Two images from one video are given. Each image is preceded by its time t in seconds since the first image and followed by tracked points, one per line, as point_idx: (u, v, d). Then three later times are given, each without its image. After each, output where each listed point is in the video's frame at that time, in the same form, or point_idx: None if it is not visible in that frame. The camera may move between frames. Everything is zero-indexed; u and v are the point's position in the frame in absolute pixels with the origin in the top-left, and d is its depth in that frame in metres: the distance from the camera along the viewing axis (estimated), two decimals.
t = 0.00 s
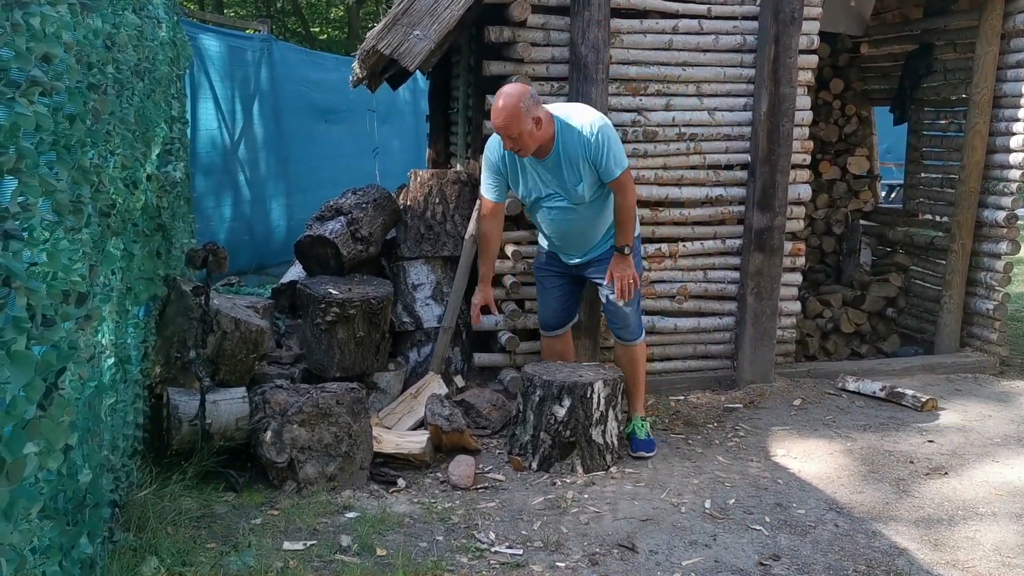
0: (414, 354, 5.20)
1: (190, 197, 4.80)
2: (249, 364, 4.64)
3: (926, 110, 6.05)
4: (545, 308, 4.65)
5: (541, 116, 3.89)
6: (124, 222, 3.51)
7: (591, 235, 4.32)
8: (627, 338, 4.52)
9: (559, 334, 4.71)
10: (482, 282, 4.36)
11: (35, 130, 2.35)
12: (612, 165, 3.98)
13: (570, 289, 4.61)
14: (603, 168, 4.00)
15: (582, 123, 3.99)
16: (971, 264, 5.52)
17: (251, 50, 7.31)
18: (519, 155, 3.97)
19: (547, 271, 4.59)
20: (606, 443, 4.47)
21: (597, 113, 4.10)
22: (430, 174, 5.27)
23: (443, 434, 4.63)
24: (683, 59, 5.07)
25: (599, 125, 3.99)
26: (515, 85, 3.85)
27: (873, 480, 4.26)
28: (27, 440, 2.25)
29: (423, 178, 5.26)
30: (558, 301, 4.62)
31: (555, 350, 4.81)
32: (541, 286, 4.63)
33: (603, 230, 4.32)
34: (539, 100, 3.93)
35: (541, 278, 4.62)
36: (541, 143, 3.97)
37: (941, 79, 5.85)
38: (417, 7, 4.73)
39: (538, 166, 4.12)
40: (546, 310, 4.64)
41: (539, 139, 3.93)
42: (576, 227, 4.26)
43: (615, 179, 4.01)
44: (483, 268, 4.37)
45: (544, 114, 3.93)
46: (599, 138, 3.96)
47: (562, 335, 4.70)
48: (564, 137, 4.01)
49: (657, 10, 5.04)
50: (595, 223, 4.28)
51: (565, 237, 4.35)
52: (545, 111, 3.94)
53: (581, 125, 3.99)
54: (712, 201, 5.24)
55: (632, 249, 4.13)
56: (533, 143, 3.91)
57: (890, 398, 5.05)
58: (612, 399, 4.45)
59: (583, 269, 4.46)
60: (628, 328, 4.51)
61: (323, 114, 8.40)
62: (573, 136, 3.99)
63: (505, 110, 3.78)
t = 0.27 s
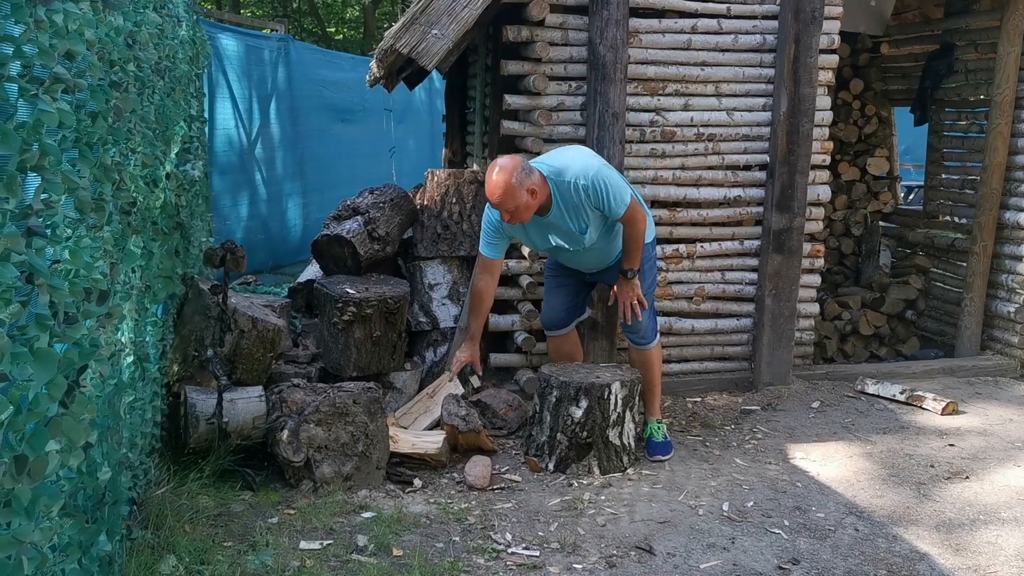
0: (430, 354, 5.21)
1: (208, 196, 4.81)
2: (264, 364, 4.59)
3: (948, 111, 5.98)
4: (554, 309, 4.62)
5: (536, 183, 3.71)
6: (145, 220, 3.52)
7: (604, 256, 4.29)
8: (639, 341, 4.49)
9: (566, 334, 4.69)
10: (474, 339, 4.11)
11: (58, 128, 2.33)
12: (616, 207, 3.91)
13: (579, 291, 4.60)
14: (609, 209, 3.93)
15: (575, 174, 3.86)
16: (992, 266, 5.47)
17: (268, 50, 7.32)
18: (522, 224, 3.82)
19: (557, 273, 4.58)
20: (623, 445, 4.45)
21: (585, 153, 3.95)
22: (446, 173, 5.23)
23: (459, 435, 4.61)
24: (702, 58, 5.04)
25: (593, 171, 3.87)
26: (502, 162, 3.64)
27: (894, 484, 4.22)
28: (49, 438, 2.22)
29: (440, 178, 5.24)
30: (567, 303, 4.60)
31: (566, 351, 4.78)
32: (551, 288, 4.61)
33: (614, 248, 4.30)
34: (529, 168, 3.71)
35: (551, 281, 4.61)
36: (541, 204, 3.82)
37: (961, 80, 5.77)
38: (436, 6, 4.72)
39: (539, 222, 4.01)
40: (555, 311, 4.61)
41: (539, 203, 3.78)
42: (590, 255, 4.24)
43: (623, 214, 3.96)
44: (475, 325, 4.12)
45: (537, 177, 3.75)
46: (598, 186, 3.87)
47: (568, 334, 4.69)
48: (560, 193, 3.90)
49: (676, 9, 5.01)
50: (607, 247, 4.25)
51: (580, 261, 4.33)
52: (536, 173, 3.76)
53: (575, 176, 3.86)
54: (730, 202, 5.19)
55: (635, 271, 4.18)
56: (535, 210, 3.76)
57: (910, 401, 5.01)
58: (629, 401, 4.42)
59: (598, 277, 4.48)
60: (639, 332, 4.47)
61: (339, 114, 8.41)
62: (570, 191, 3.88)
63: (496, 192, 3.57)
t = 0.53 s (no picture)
0: (440, 356, 5.17)
1: (219, 196, 4.80)
2: (275, 365, 4.61)
3: (960, 114, 5.95)
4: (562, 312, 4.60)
5: (540, 223, 3.67)
6: (156, 221, 3.51)
7: (618, 268, 4.27)
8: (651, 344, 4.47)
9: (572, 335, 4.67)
10: (472, 371, 4.09)
11: (69, 127, 2.31)
12: (626, 227, 3.88)
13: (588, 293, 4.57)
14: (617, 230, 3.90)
15: (577, 206, 3.83)
16: (1005, 270, 5.44)
17: (279, 51, 7.32)
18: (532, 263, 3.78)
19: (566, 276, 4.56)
20: (633, 448, 4.43)
21: (582, 181, 3.92)
22: (456, 175, 5.27)
23: (469, 437, 4.60)
24: (714, 60, 5.02)
25: (594, 199, 3.84)
26: (503, 209, 3.58)
27: (906, 490, 4.18)
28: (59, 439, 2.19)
29: (450, 180, 5.27)
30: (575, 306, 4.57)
31: (574, 353, 4.75)
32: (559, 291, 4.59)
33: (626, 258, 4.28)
34: (533, 211, 3.67)
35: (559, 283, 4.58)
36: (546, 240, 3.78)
37: (975, 83, 5.76)
38: (447, 7, 4.70)
39: (548, 255, 3.98)
40: (562, 313, 4.59)
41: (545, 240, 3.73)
42: (606, 271, 4.21)
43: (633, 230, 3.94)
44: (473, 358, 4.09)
45: (539, 217, 3.70)
46: (603, 212, 3.84)
47: (574, 335, 4.66)
48: (567, 226, 3.87)
49: (688, 11, 4.99)
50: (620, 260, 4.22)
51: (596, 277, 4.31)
52: (538, 213, 3.71)
53: (578, 208, 3.83)
54: (741, 205, 5.18)
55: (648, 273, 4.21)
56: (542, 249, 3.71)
57: (923, 406, 4.97)
58: (639, 404, 4.40)
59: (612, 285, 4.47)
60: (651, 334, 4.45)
61: (349, 115, 8.42)
62: (576, 223, 3.85)
63: (505, 245, 3.53)
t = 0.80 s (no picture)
0: (445, 359, 5.17)
1: (225, 197, 4.79)
2: (280, 367, 4.57)
3: (970, 119, 5.90)
4: (567, 316, 4.58)
5: (551, 227, 3.64)
6: (161, 222, 3.49)
7: (626, 273, 4.25)
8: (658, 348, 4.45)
9: (578, 339, 4.64)
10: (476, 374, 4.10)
11: (75, 127, 2.27)
12: (636, 233, 3.86)
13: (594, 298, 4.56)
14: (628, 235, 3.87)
15: (587, 211, 3.81)
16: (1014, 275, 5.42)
17: (286, 52, 7.31)
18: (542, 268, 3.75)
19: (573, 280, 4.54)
20: (639, 452, 4.41)
21: (593, 187, 3.89)
22: (463, 176, 5.26)
23: (474, 433, 4.57)
24: (722, 63, 5.00)
25: (604, 205, 3.81)
26: (514, 214, 3.55)
27: (915, 496, 4.16)
28: (62, 443, 2.15)
29: (457, 182, 5.27)
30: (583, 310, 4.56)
31: (580, 357, 4.73)
32: (565, 295, 4.57)
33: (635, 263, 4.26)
34: (543, 215, 3.64)
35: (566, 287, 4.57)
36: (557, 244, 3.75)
37: (984, 87, 5.75)
38: (454, 9, 4.68)
39: (556, 259, 3.96)
40: (568, 317, 4.57)
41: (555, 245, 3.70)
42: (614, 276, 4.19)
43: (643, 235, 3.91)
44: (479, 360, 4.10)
45: (550, 222, 3.67)
46: (614, 218, 3.81)
47: (580, 339, 4.63)
48: (576, 231, 3.84)
49: (696, 14, 4.97)
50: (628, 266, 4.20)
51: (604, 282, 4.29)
52: (549, 218, 3.68)
53: (588, 213, 3.81)
54: (749, 208, 5.16)
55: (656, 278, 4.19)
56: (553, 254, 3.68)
57: (930, 411, 4.94)
58: (646, 408, 4.38)
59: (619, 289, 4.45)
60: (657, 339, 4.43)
61: (355, 116, 8.40)
62: (586, 229, 3.82)
63: (516, 249, 3.51)
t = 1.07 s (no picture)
0: (451, 360, 5.16)
1: (232, 197, 4.78)
2: (286, 368, 4.58)
3: (977, 122, 5.95)
4: (576, 318, 4.57)
5: (564, 225, 3.63)
6: (170, 221, 3.48)
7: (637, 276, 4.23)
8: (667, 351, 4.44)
9: (587, 341, 4.63)
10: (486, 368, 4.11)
11: (87, 125, 2.27)
12: (647, 234, 3.86)
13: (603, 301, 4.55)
14: (640, 236, 3.86)
15: (600, 211, 3.81)
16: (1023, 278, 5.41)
17: (292, 53, 7.31)
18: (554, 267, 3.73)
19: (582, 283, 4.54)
20: (646, 455, 4.39)
21: (606, 187, 3.88)
22: (470, 177, 5.24)
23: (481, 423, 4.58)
24: (730, 64, 4.99)
25: (617, 205, 3.81)
26: (527, 213, 3.55)
27: (923, 499, 4.14)
28: (74, 442, 2.15)
29: (464, 182, 5.24)
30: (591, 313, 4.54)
31: (588, 360, 4.71)
32: (573, 297, 4.57)
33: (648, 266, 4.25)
34: (556, 213, 3.64)
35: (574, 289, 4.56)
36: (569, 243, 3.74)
37: (993, 89, 5.77)
38: (462, 9, 4.67)
39: (567, 259, 3.95)
40: (577, 319, 4.56)
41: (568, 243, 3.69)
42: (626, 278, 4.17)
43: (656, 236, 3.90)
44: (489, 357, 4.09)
45: (563, 220, 3.66)
46: (626, 218, 3.81)
47: (589, 341, 4.61)
48: (589, 232, 3.84)
49: (704, 15, 4.96)
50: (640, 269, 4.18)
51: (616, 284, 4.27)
52: (561, 216, 3.67)
53: (601, 213, 3.80)
54: (756, 210, 5.14)
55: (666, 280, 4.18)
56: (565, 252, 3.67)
57: (938, 415, 4.93)
58: (653, 410, 4.36)
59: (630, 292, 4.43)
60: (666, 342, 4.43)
61: (361, 117, 8.40)
62: (598, 228, 3.82)
63: (530, 245, 3.51)
